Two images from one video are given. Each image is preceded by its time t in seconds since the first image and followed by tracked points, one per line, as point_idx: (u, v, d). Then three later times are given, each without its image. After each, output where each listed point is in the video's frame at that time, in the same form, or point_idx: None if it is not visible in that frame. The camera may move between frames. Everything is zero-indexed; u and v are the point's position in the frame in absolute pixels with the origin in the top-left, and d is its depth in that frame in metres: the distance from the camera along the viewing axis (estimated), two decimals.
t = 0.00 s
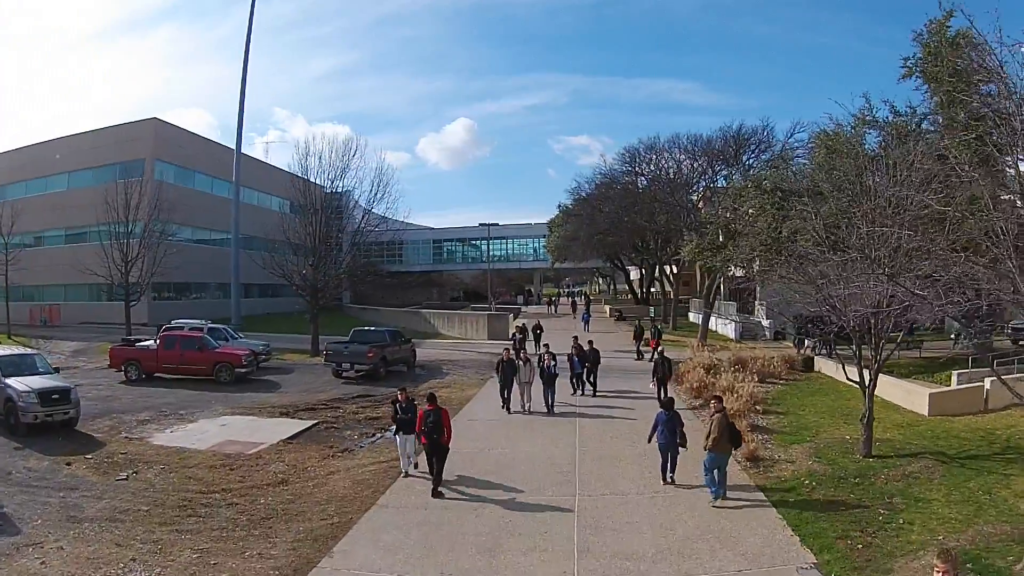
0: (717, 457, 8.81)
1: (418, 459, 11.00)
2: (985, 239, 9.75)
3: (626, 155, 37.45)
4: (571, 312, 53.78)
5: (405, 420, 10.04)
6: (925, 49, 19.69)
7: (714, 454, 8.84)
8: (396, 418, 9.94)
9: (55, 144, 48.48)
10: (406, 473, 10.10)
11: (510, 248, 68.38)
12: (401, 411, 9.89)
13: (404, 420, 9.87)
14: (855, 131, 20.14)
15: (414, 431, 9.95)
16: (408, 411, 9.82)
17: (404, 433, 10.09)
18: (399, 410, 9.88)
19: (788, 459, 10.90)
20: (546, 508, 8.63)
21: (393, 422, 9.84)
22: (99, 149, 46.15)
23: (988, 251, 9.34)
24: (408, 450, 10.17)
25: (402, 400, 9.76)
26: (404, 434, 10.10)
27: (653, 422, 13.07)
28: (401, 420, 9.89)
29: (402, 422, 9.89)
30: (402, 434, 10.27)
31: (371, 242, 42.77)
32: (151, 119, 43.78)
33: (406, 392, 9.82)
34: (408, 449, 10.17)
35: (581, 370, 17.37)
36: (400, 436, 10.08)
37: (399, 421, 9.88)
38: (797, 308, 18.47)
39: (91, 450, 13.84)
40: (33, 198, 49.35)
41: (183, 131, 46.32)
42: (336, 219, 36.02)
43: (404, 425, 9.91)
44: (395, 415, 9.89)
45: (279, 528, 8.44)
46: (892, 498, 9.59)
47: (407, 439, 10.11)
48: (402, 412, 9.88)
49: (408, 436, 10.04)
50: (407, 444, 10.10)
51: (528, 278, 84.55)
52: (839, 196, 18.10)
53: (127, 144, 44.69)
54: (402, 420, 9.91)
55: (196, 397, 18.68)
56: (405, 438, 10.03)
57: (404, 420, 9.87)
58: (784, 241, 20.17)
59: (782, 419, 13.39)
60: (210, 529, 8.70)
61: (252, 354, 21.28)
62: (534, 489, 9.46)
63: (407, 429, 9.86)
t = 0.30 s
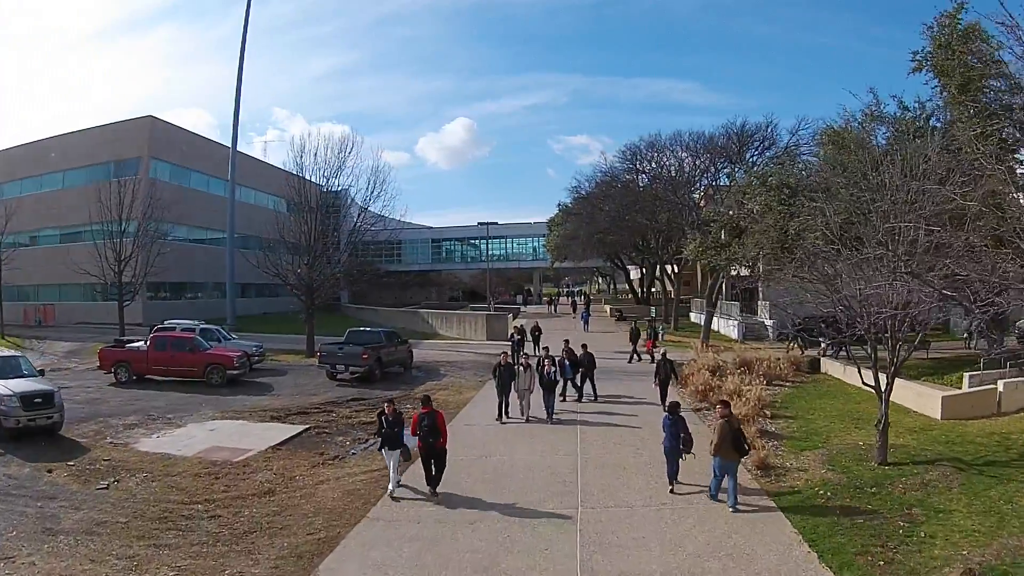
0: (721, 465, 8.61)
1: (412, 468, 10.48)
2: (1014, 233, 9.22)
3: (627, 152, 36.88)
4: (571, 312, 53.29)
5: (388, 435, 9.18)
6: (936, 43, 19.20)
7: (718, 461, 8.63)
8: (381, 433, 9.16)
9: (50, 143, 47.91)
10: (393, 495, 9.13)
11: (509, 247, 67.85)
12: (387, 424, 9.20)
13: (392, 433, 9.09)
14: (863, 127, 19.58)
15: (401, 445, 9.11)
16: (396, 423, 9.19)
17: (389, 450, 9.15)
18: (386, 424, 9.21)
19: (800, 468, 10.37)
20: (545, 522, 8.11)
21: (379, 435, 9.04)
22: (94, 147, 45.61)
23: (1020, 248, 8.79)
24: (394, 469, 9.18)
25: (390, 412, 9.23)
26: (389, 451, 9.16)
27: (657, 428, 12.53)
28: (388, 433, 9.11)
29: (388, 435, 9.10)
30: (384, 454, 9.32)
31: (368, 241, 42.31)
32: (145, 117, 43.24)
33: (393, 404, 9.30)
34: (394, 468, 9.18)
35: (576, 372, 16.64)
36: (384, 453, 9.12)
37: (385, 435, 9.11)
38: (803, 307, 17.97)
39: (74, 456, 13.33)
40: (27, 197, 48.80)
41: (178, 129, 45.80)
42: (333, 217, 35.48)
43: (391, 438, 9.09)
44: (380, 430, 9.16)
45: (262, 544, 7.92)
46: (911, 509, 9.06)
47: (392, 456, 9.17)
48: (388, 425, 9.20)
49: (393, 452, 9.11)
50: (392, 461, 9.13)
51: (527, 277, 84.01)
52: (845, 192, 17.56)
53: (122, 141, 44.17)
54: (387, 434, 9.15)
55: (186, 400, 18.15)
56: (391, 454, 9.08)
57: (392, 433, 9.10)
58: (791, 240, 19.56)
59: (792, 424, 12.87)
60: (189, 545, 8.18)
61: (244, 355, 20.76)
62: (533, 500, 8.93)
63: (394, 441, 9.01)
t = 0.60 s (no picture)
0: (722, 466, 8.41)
1: (405, 477, 9.98)
2: None
3: (629, 150, 36.33)
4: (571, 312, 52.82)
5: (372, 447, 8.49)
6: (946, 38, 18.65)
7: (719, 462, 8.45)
8: (364, 445, 8.45)
9: (46, 142, 47.34)
10: (378, 507, 8.57)
11: (509, 247, 67.42)
12: (370, 436, 8.46)
13: (377, 446, 8.40)
14: (871, 123, 19.07)
15: (386, 457, 8.46)
16: (379, 434, 8.48)
17: (372, 463, 8.48)
18: (369, 435, 8.48)
19: (812, 478, 9.87)
20: (543, 537, 7.60)
21: (364, 449, 8.31)
22: (89, 146, 45.07)
23: None
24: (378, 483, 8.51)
25: (374, 422, 8.47)
26: (373, 465, 8.46)
27: (661, 435, 12.04)
28: (372, 446, 8.40)
29: (373, 448, 8.39)
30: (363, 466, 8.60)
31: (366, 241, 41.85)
32: (140, 114, 42.70)
33: (376, 412, 8.54)
34: (377, 481, 8.54)
35: (571, 378, 15.98)
36: (368, 467, 8.42)
37: (368, 449, 8.38)
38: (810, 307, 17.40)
39: (55, 462, 12.83)
40: (22, 197, 48.25)
41: (174, 128, 45.31)
42: (329, 216, 34.97)
43: (376, 452, 8.39)
44: (362, 442, 8.43)
45: (243, 561, 7.43)
46: (931, 522, 8.54)
47: (376, 470, 8.48)
48: (370, 437, 8.46)
49: (378, 465, 8.45)
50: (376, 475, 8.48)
51: (527, 278, 83.55)
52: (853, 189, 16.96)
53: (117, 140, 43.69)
54: (371, 447, 8.44)
55: (176, 404, 17.67)
56: (376, 467, 8.41)
57: (377, 446, 8.39)
58: (799, 238, 19.02)
59: (801, 429, 12.40)
60: (166, 560, 7.67)
61: (236, 357, 20.28)
62: (532, 513, 8.43)
63: (382, 455, 8.33)
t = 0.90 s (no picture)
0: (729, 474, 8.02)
1: (398, 486, 9.49)
2: None
3: (630, 148, 35.80)
4: (571, 312, 52.32)
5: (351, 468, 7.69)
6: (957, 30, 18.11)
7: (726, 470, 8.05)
8: (342, 466, 7.65)
9: (42, 140, 46.80)
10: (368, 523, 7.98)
11: (509, 247, 66.93)
12: (348, 456, 7.66)
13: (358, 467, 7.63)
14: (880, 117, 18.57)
15: (367, 477, 7.72)
16: (359, 453, 7.70)
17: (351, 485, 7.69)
18: (347, 454, 7.67)
19: (826, 489, 9.36)
20: (543, 553, 7.10)
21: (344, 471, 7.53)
22: (84, 144, 44.58)
23: None
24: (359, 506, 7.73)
25: (353, 440, 7.67)
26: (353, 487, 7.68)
27: (666, 442, 11.54)
28: (352, 468, 7.64)
29: (353, 469, 7.62)
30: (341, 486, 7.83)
31: (364, 240, 41.34)
32: (136, 112, 42.19)
33: (354, 430, 7.70)
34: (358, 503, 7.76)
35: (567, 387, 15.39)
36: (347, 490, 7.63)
37: (348, 470, 7.61)
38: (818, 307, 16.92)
39: (38, 468, 12.35)
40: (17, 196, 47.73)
41: (171, 126, 44.81)
42: (327, 215, 34.50)
43: (357, 472, 7.63)
44: (341, 463, 7.63)
45: None
46: (953, 535, 8.02)
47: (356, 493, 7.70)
48: (349, 456, 7.68)
49: (358, 486, 7.70)
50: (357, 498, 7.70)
51: (527, 277, 83.04)
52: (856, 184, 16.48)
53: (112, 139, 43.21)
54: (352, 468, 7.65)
55: (166, 406, 17.17)
56: (356, 490, 7.66)
57: (358, 466, 7.64)
58: (807, 235, 18.55)
59: (811, 435, 11.91)
60: None
61: (228, 359, 19.79)
62: (531, 526, 7.92)
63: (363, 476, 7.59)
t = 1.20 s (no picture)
0: (732, 471, 8.00)
1: (390, 495, 9.05)
2: None
3: (631, 146, 35.37)
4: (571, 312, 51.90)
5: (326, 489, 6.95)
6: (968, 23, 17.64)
7: (731, 467, 8.05)
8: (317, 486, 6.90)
9: (38, 138, 46.32)
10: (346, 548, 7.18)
11: (508, 246, 66.50)
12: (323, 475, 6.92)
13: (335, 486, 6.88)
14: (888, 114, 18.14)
15: (344, 498, 6.97)
16: (336, 472, 6.96)
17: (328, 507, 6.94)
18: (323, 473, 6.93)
19: (840, 500, 8.90)
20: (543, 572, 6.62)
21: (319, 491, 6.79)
22: (80, 142, 44.15)
23: None
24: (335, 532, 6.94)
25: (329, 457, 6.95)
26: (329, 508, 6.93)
27: (671, 450, 11.08)
28: (328, 487, 6.90)
29: (328, 490, 6.88)
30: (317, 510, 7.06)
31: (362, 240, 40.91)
32: (131, 110, 41.77)
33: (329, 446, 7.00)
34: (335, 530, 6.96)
35: (564, 395, 14.91)
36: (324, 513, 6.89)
37: (324, 490, 6.88)
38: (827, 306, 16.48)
39: (19, 474, 11.88)
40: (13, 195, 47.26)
41: (167, 124, 44.40)
42: (324, 214, 34.04)
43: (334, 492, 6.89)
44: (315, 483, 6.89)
45: None
46: (976, 549, 7.54)
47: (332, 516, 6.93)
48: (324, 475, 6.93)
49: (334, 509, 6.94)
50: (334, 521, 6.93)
51: (527, 277, 82.61)
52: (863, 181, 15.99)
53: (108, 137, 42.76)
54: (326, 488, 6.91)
55: (155, 409, 16.72)
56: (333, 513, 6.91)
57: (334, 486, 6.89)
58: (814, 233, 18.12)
59: (820, 441, 11.49)
60: None
61: (220, 360, 19.35)
62: (529, 541, 7.44)
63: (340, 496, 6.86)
